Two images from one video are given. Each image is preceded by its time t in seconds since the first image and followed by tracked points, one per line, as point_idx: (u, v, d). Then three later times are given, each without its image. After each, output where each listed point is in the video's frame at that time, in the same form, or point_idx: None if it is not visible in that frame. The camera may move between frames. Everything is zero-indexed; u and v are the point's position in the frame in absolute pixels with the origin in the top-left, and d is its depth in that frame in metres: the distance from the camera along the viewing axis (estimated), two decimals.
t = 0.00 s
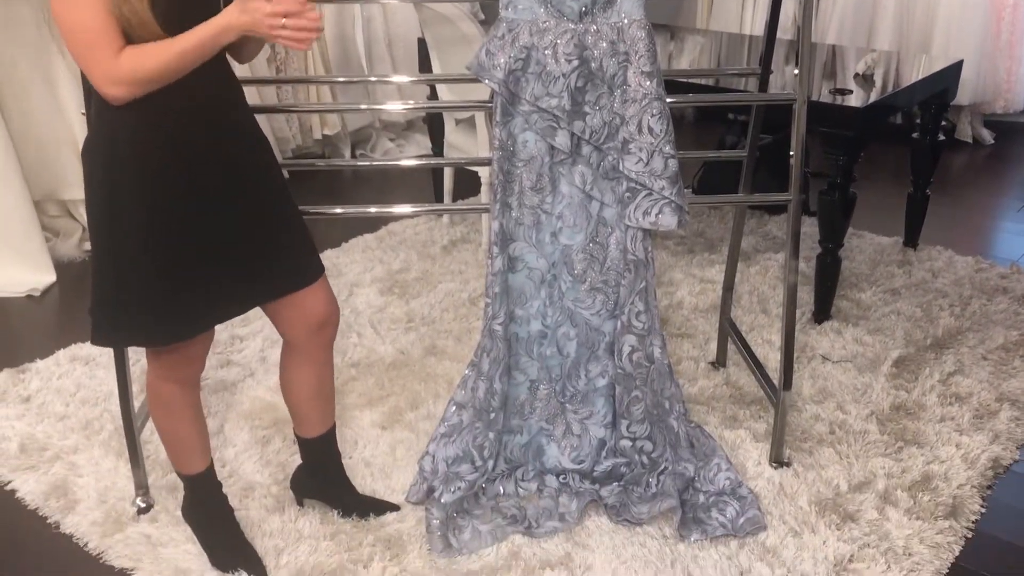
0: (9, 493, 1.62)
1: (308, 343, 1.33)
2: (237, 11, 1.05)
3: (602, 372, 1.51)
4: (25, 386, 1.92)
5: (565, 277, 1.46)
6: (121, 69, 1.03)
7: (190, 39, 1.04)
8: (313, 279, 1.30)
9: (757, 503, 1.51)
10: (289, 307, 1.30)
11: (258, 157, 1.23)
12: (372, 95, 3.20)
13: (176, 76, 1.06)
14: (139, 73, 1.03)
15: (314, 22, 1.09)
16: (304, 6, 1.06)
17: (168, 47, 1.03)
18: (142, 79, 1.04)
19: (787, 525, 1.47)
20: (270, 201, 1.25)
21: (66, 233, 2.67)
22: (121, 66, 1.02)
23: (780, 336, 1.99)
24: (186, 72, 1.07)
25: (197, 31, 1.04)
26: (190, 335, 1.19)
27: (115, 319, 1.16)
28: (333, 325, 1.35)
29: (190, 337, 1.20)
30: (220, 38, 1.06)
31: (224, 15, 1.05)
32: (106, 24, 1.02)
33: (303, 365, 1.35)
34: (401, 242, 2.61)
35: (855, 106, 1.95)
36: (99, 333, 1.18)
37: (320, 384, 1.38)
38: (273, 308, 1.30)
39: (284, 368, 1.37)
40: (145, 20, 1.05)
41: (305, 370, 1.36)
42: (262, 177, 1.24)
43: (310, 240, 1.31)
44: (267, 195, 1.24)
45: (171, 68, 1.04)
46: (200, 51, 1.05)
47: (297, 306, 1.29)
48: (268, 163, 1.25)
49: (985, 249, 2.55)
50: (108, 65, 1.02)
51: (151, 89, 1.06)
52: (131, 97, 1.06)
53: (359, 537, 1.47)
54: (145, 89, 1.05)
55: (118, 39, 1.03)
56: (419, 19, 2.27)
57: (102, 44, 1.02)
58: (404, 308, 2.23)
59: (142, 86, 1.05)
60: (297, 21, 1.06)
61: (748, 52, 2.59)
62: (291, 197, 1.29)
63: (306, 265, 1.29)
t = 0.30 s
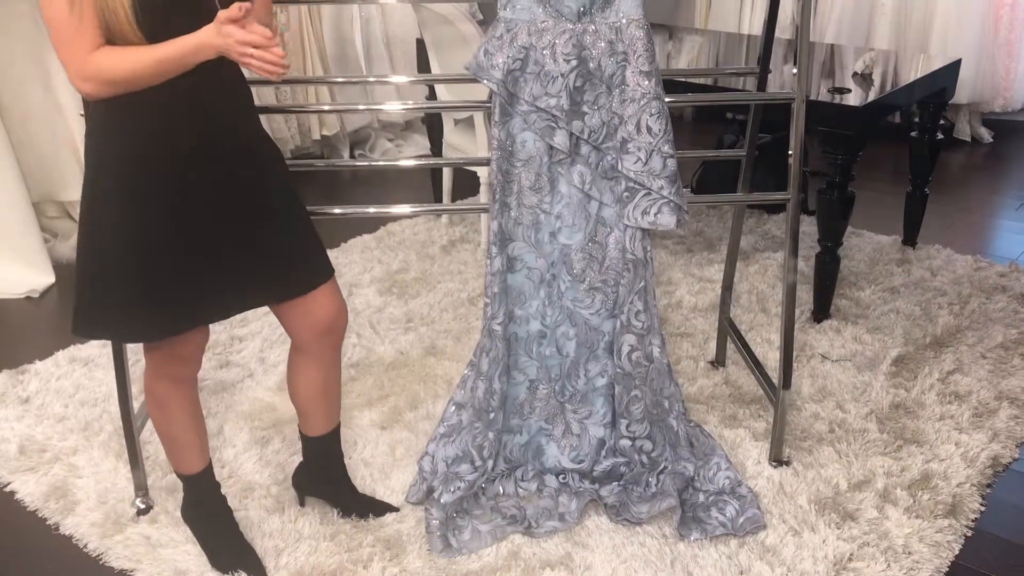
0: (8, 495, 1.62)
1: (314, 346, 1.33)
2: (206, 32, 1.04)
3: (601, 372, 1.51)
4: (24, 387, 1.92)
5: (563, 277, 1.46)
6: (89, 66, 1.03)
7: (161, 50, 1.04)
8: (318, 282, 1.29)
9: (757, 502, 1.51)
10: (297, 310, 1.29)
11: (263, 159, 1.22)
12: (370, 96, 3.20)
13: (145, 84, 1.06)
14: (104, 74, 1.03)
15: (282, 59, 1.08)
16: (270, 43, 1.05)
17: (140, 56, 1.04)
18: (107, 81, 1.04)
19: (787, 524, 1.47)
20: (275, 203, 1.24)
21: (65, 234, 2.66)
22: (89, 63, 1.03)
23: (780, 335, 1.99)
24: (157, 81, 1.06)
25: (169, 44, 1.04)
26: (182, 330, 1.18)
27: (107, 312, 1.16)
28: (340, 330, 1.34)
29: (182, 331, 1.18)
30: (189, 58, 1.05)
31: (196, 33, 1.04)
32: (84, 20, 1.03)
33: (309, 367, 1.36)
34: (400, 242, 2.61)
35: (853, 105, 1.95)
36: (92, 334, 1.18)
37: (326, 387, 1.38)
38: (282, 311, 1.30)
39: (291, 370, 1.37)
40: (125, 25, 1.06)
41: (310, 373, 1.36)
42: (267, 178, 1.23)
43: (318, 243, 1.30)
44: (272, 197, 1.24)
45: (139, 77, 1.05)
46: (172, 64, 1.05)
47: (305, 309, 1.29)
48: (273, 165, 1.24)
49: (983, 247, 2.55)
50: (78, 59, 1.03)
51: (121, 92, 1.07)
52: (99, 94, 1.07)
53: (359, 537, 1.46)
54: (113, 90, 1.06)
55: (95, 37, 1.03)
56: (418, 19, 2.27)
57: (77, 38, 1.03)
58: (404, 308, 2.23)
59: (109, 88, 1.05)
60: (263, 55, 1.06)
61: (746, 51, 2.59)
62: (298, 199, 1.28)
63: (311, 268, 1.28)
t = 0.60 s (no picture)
0: (5, 508, 1.61)
1: (316, 358, 1.33)
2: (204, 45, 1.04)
3: (599, 383, 1.52)
4: (22, 400, 1.92)
5: (561, 288, 1.47)
6: (95, 76, 1.06)
7: (160, 61, 1.05)
8: (320, 292, 1.28)
9: (755, 514, 1.50)
10: (301, 322, 1.30)
11: (267, 169, 1.22)
12: (368, 108, 3.21)
13: (149, 95, 1.07)
14: (109, 85, 1.05)
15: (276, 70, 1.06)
16: (262, 55, 1.04)
17: (141, 66, 1.05)
18: (112, 92, 1.06)
19: (785, 536, 1.47)
20: (280, 214, 1.24)
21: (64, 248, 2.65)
22: (95, 74, 1.05)
23: (777, 346, 1.99)
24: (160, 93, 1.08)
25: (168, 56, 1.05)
26: (180, 337, 1.18)
27: (105, 318, 1.16)
28: (343, 343, 1.35)
29: (180, 339, 1.18)
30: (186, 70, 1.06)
31: (195, 46, 1.05)
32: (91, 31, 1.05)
33: (308, 380, 1.36)
34: (398, 254, 2.61)
35: (849, 117, 1.96)
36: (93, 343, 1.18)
37: (325, 399, 1.38)
38: (284, 323, 1.30)
39: (292, 383, 1.37)
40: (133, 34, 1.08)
41: (312, 382, 1.36)
42: (271, 187, 1.23)
43: (323, 254, 1.30)
44: (276, 205, 1.23)
45: (141, 88, 1.06)
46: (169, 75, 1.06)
47: (308, 321, 1.29)
48: (279, 174, 1.24)
49: (980, 258, 2.56)
50: (86, 69, 1.06)
51: (127, 101, 1.09)
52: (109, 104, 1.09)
53: (357, 550, 1.46)
54: (118, 100, 1.08)
55: (102, 48, 1.06)
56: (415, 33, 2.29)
57: (83, 48, 1.05)
58: (402, 320, 2.23)
59: (115, 98, 1.07)
60: (256, 65, 1.04)
61: (742, 63, 2.60)
62: (304, 209, 1.28)
63: (314, 281, 1.27)
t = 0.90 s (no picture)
0: None
1: (315, 381, 1.33)
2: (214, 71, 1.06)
3: (594, 406, 1.52)
4: (15, 424, 1.91)
5: (557, 310, 1.47)
6: (103, 102, 1.06)
7: (170, 88, 1.06)
8: (321, 313, 1.28)
9: (752, 536, 1.50)
10: (301, 345, 1.30)
11: (270, 190, 1.23)
12: (364, 132, 3.22)
13: (157, 120, 1.08)
14: (117, 110, 1.06)
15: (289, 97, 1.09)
16: (275, 83, 1.07)
17: (150, 91, 1.06)
18: (120, 118, 1.07)
19: (782, 558, 1.46)
20: (282, 235, 1.24)
21: (58, 271, 2.65)
22: (103, 99, 1.06)
23: (772, 368, 1.99)
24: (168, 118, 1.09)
25: (178, 83, 1.07)
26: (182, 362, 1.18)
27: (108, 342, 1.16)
28: (343, 364, 1.35)
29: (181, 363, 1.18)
30: (195, 96, 1.07)
31: (205, 73, 1.06)
32: (100, 57, 1.05)
33: (308, 403, 1.35)
34: (394, 276, 2.62)
35: (842, 139, 1.98)
36: (92, 363, 1.18)
37: (325, 423, 1.38)
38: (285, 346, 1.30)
39: (293, 405, 1.36)
40: (142, 60, 1.08)
41: (310, 409, 1.36)
42: (273, 209, 1.23)
43: (323, 275, 1.30)
44: (279, 226, 1.24)
45: (149, 113, 1.07)
46: (179, 101, 1.07)
47: (310, 342, 1.30)
48: (281, 195, 1.25)
49: (974, 280, 2.57)
50: (93, 94, 1.06)
51: (134, 127, 1.09)
52: (116, 129, 1.10)
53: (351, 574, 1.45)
54: (125, 125, 1.08)
55: (110, 74, 1.06)
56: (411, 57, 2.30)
57: (91, 74, 1.06)
58: (397, 342, 2.23)
59: (122, 123, 1.08)
60: (268, 93, 1.07)
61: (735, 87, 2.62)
62: (305, 230, 1.28)
63: (315, 304, 1.28)
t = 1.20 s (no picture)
0: None
1: (308, 415, 1.32)
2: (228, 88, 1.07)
3: (589, 438, 1.50)
4: (4, 459, 1.89)
5: (551, 341, 1.46)
6: (120, 140, 1.04)
7: (185, 115, 1.06)
8: (317, 344, 1.29)
9: (747, 569, 1.50)
10: (293, 379, 1.29)
11: (268, 223, 1.24)
12: (359, 165, 3.24)
13: (171, 152, 1.07)
14: (137, 146, 1.05)
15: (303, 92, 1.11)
16: (288, 77, 1.09)
17: (162, 122, 1.05)
18: (139, 153, 1.05)
19: None
20: (279, 268, 1.26)
21: (52, 307, 2.64)
22: (119, 138, 1.04)
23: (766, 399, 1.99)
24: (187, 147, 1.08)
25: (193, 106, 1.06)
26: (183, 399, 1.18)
27: (108, 382, 1.15)
28: (335, 395, 1.34)
29: (182, 401, 1.18)
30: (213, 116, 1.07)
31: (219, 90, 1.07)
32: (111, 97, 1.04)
33: (299, 437, 1.34)
34: (387, 308, 2.61)
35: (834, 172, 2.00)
36: (90, 398, 1.17)
37: (316, 457, 1.37)
38: (276, 378, 1.30)
39: (284, 439, 1.35)
40: (151, 97, 1.08)
41: (303, 440, 1.35)
42: (271, 241, 1.25)
43: (316, 306, 1.31)
44: (277, 258, 1.25)
45: (163, 145, 1.06)
46: (196, 125, 1.06)
47: (302, 375, 1.29)
48: (277, 228, 1.27)
49: (966, 310, 2.57)
50: (108, 136, 1.04)
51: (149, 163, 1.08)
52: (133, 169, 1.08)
53: None
54: (143, 162, 1.07)
55: (121, 114, 1.05)
56: (405, 91, 2.32)
57: (103, 115, 1.04)
58: (390, 374, 2.22)
59: (140, 160, 1.06)
60: (284, 93, 1.09)
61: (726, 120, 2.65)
62: (297, 262, 1.29)
63: (309, 336, 1.28)
